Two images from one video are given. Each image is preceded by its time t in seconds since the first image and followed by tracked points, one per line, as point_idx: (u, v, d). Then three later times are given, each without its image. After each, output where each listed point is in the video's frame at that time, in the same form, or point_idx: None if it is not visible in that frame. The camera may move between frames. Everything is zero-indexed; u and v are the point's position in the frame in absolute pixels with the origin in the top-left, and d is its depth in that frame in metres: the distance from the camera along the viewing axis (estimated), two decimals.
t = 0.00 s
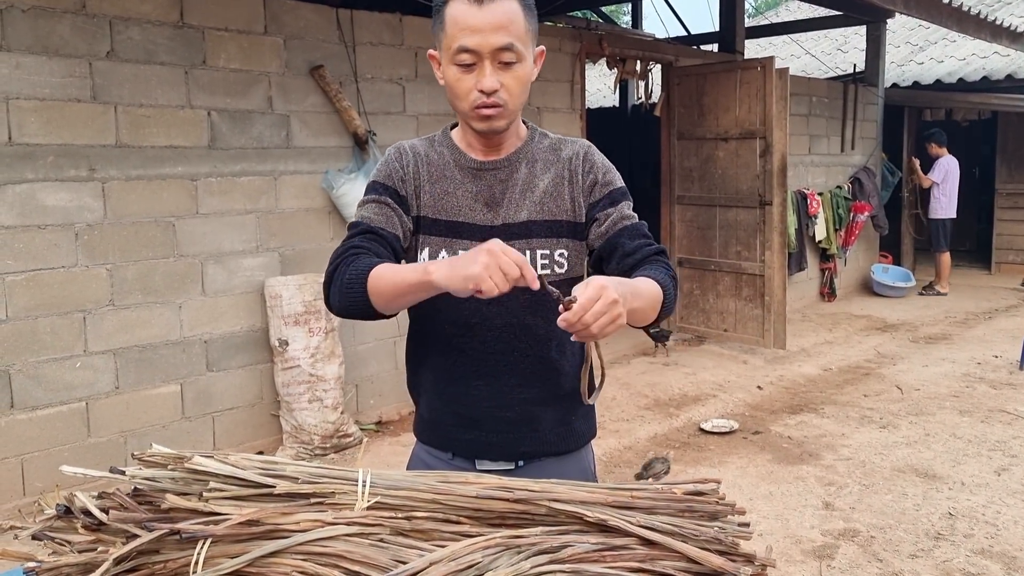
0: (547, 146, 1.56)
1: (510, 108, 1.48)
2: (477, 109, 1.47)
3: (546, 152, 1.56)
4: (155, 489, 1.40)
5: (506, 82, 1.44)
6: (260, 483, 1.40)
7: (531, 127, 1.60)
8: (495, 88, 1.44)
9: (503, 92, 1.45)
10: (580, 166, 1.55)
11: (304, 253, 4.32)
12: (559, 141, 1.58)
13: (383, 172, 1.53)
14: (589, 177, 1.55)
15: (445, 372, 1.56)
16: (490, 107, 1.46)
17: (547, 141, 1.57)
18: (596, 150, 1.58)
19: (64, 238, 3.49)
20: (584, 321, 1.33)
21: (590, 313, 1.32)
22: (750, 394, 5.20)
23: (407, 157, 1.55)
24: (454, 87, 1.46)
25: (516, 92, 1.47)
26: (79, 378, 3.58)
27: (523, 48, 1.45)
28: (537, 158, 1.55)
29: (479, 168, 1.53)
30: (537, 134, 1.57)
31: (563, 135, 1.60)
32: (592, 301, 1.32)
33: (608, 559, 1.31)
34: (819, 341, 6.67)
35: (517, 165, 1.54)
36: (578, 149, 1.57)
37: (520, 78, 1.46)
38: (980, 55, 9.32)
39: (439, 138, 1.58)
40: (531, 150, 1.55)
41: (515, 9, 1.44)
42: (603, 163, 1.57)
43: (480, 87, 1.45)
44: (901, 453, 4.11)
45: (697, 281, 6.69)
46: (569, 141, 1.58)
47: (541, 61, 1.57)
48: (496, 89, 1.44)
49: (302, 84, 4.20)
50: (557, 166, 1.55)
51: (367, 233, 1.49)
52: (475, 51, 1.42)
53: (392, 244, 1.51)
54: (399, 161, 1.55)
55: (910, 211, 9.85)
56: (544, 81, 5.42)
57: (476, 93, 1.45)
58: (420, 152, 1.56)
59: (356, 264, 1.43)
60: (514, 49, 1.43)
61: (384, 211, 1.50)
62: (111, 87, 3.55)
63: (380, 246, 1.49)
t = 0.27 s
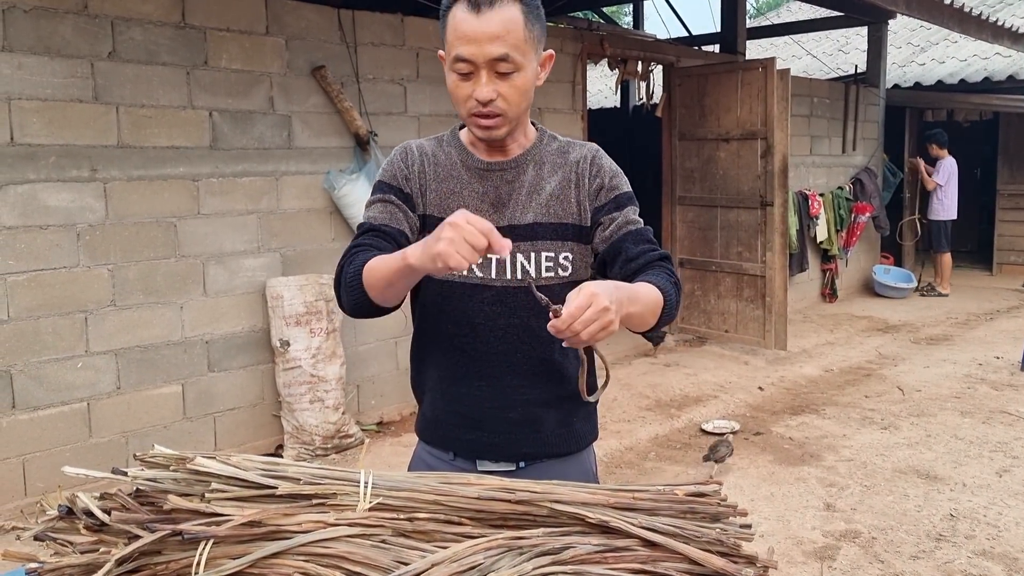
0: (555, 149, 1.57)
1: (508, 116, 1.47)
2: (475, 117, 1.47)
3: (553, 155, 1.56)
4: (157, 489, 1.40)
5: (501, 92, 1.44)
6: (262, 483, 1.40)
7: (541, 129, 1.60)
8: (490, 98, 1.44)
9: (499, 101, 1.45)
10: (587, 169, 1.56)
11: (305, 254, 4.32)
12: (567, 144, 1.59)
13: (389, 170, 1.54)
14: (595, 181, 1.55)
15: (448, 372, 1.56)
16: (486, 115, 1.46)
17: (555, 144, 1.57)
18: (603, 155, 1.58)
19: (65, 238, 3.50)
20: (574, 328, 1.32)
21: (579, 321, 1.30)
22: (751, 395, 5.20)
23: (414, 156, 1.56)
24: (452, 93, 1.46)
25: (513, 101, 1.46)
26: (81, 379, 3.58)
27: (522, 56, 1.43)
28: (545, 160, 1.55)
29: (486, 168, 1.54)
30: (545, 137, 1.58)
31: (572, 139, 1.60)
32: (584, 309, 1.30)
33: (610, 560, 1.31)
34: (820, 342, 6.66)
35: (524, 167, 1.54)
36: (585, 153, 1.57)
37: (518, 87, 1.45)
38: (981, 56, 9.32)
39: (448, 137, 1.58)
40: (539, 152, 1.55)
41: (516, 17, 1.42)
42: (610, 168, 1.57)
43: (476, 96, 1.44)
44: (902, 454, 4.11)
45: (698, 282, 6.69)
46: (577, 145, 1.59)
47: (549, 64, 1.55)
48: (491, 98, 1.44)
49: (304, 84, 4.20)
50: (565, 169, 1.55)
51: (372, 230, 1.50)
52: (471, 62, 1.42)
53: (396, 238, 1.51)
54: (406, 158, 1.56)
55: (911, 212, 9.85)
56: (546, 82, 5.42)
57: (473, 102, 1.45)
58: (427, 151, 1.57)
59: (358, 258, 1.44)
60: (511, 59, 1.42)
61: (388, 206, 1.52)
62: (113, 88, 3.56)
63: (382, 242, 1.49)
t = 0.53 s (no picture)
0: (562, 150, 1.56)
1: (500, 120, 1.47)
2: (468, 123, 1.48)
3: (561, 155, 1.56)
4: (160, 488, 1.40)
5: (489, 96, 1.44)
6: (266, 482, 1.41)
7: (549, 129, 1.60)
8: (478, 103, 1.44)
9: (488, 106, 1.45)
10: (595, 170, 1.54)
11: (307, 253, 4.32)
12: (575, 144, 1.58)
13: (392, 178, 1.57)
14: (603, 181, 1.54)
15: (453, 374, 1.57)
16: (478, 120, 1.47)
17: (563, 144, 1.57)
18: (612, 154, 1.57)
19: (68, 237, 3.50)
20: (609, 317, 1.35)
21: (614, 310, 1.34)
22: (753, 394, 5.20)
23: (418, 161, 1.58)
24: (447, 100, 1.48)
25: (502, 104, 1.46)
26: (83, 377, 3.59)
27: (508, 59, 1.43)
28: (551, 161, 1.55)
29: (491, 170, 1.54)
30: (553, 137, 1.57)
31: (581, 139, 1.60)
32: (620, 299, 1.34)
33: (614, 559, 1.32)
34: (823, 341, 6.66)
35: (530, 168, 1.54)
36: (593, 153, 1.56)
37: (506, 90, 1.45)
38: (984, 55, 9.31)
39: (454, 139, 1.59)
40: (546, 153, 1.55)
41: (499, 20, 1.41)
42: (619, 169, 1.56)
43: (466, 102, 1.45)
44: (905, 453, 4.11)
45: (701, 281, 6.69)
46: (585, 145, 1.58)
47: (547, 62, 1.53)
48: (479, 103, 1.45)
49: (306, 83, 4.20)
50: (572, 169, 1.55)
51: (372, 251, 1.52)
52: (456, 69, 1.43)
53: (397, 258, 1.54)
54: (409, 165, 1.58)
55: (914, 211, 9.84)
56: (548, 81, 5.42)
57: (463, 108, 1.46)
58: (432, 154, 1.59)
59: (358, 283, 1.47)
60: (494, 63, 1.42)
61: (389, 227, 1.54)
62: (116, 87, 3.56)
63: (383, 263, 1.52)
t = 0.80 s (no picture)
0: (563, 148, 1.55)
1: (496, 117, 1.47)
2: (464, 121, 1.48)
3: (561, 153, 1.54)
4: (162, 486, 1.40)
5: (482, 93, 1.43)
6: (267, 480, 1.41)
7: (550, 127, 1.58)
8: (471, 101, 1.44)
9: (483, 103, 1.45)
10: (596, 169, 1.53)
11: (309, 251, 4.32)
12: (577, 142, 1.56)
13: (389, 189, 1.61)
14: (605, 181, 1.52)
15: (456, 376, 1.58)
16: (473, 118, 1.47)
17: (564, 142, 1.56)
18: (614, 152, 1.55)
19: (69, 236, 3.50)
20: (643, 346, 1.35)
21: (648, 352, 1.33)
22: (755, 392, 5.19)
23: (415, 165, 1.60)
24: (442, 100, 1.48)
25: (497, 101, 1.45)
26: (84, 376, 3.59)
27: (500, 55, 1.42)
28: (551, 160, 1.54)
29: (490, 170, 1.53)
30: (553, 135, 1.56)
31: (583, 136, 1.58)
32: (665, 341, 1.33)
33: (615, 557, 1.31)
34: (824, 339, 6.65)
35: (530, 167, 1.53)
36: (595, 151, 1.54)
37: (500, 86, 1.44)
38: (986, 53, 9.29)
39: (452, 139, 1.59)
40: (545, 151, 1.54)
41: (488, 15, 1.41)
42: (621, 166, 1.54)
43: (460, 100, 1.45)
44: (906, 452, 4.11)
45: (702, 279, 6.68)
46: (587, 142, 1.56)
47: (542, 57, 1.52)
48: (473, 101, 1.44)
49: (308, 81, 4.20)
50: (573, 168, 1.53)
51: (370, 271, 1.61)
52: (449, 67, 1.43)
53: (394, 273, 1.61)
54: (405, 170, 1.60)
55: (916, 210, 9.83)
56: (549, 79, 5.41)
57: (458, 107, 1.46)
58: (430, 157, 1.60)
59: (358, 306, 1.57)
60: (486, 60, 1.41)
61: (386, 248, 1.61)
62: (117, 85, 3.56)
63: (381, 281, 1.61)
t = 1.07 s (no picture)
0: (563, 146, 1.55)
1: (500, 113, 1.47)
2: (468, 118, 1.48)
3: (561, 152, 1.54)
4: (160, 484, 1.40)
5: (487, 89, 1.43)
6: (266, 478, 1.41)
7: (550, 125, 1.58)
8: (477, 97, 1.44)
9: (487, 99, 1.45)
10: (595, 167, 1.52)
11: (308, 250, 4.32)
12: (577, 141, 1.56)
13: (388, 186, 1.62)
14: (603, 180, 1.51)
15: (455, 374, 1.58)
16: (477, 114, 1.46)
17: (563, 141, 1.56)
18: (614, 150, 1.54)
19: (69, 233, 3.50)
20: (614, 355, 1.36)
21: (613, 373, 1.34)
22: (755, 391, 5.19)
23: (415, 162, 1.61)
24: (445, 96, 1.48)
25: (501, 97, 1.45)
26: (84, 374, 3.59)
27: (504, 50, 1.42)
28: (551, 158, 1.54)
29: (489, 168, 1.54)
30: (553, 133, 1.56)
31: (583, 134, 1.58)
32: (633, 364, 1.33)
33: (614, 556, 1.31)
34: (824, 338, 6.65)
35: (529, 166, 1.53)
36: (595, 150, 1.54)
37: (504, 82, 1.44)
38: (987, 52, 9.28)
39: (453, 137, 1.60)
40: (545, 149, 1.54)
41: (493, 11, 1.41)
42: (620, 165, 1.53)
43: (465, 96, 1.45)
44: (906, 451, 4.11)
45: (702, 278, 6.67)
46: (587, 141, 1.56)
47: (544, 53, 1.52)
48: (478, 97, 1.44)
49: (308, 79, 4.20)
50: (572, 166, 1.53)
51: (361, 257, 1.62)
52: (454, 63, 1.43)
53: (382, 264, 1.62)
54: (405, 167, 1.61)
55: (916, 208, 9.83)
56: (550, 77, 5.41)
57: (462, 103, 1.46)
58: (430, 153, 1.60)
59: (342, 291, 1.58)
60: (491, 55, 1.41)
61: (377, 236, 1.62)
62: (117, 83, 3.55)
63: (368, 270, 1.62)
